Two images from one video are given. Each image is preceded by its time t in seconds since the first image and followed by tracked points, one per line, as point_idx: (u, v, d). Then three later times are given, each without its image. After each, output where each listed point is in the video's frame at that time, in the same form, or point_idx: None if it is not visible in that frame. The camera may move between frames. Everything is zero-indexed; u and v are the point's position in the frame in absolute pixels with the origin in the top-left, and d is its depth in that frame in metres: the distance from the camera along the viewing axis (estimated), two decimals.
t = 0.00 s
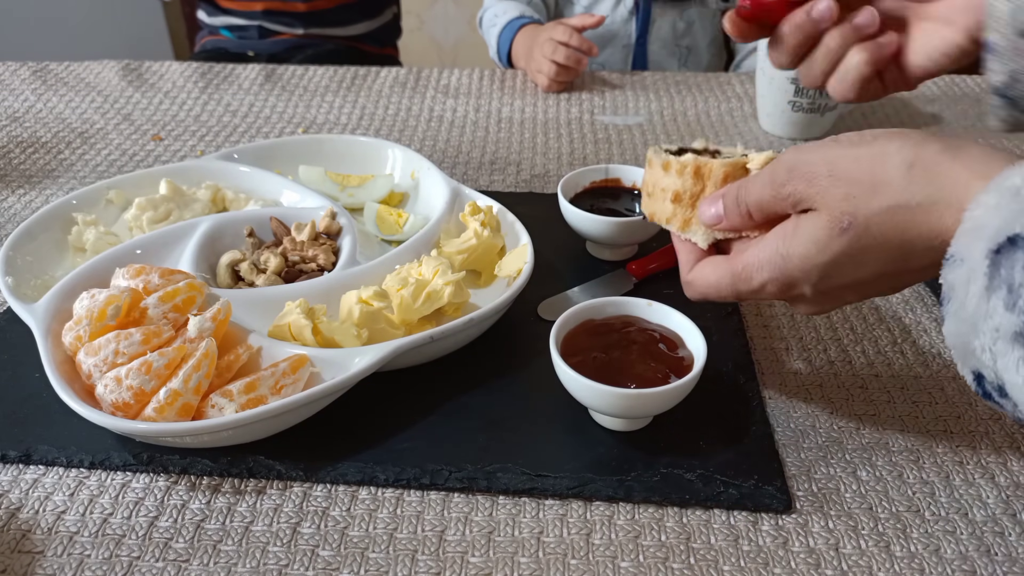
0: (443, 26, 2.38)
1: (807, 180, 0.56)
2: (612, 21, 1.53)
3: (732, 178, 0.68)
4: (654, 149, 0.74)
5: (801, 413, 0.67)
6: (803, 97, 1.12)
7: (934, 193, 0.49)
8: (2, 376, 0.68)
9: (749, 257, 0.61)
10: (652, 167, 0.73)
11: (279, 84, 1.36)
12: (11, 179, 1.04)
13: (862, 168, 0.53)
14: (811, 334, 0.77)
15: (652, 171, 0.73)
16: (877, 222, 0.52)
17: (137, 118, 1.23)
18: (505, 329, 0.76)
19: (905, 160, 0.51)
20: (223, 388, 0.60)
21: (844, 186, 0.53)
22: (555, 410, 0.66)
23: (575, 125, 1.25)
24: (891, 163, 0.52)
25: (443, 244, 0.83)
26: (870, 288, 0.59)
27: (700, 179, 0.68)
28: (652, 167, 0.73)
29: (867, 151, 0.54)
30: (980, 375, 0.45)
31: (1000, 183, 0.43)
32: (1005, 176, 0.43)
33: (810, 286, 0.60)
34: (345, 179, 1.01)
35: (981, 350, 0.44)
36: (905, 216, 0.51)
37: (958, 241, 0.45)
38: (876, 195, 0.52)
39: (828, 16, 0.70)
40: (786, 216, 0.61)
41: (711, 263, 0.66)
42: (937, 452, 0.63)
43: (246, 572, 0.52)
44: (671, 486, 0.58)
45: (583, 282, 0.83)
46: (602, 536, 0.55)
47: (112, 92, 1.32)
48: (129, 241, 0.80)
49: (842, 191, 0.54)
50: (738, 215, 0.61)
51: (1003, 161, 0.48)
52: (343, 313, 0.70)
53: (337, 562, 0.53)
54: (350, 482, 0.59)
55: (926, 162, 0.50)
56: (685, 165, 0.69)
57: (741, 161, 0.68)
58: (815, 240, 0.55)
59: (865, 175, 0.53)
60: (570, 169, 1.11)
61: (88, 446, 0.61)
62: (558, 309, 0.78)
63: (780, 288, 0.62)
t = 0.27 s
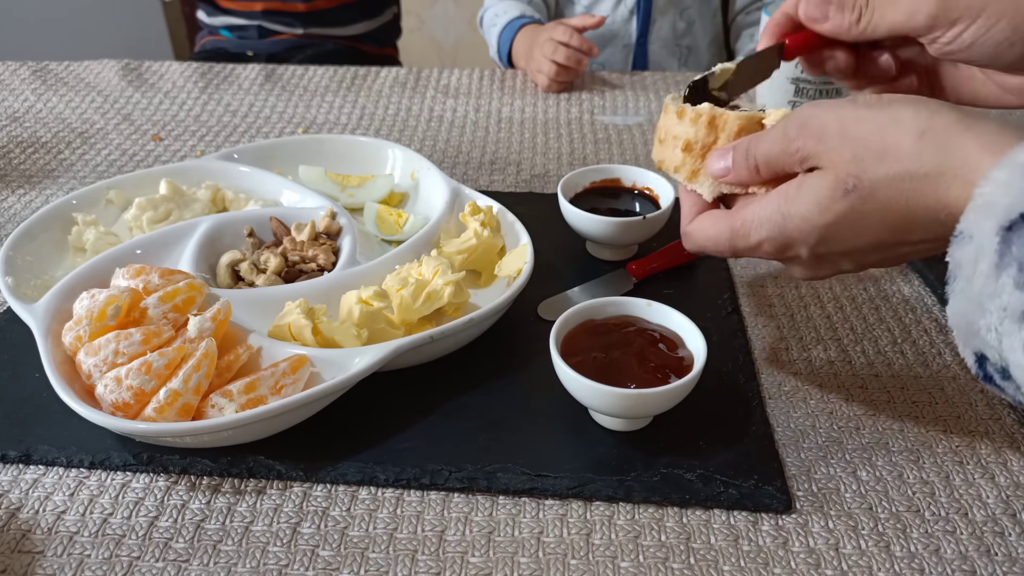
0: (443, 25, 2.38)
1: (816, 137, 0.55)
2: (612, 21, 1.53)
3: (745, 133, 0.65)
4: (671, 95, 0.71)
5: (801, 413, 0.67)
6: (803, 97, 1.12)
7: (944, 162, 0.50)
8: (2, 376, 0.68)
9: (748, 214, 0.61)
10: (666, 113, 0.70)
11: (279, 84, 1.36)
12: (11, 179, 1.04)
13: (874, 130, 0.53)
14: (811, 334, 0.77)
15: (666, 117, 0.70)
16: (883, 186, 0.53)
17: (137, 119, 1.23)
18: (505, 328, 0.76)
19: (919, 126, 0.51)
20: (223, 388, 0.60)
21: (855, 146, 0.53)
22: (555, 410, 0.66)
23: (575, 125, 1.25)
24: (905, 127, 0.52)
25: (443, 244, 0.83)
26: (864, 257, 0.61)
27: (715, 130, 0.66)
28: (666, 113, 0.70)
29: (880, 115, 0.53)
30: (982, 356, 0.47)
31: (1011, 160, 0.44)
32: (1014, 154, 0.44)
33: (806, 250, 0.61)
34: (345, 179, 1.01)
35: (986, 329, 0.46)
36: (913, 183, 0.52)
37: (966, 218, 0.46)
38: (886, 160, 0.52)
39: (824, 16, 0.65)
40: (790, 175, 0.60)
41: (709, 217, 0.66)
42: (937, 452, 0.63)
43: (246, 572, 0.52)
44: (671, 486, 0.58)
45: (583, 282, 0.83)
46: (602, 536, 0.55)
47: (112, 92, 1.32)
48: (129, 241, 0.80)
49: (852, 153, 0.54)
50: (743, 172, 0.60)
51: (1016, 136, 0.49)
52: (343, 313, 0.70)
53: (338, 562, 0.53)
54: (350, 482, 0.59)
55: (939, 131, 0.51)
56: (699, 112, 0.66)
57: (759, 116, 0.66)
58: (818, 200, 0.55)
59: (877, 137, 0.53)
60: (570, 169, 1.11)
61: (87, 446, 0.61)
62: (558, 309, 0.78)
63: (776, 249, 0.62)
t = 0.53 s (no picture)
0: (443, 25, 2.38)
1: (778, 167, 0.55)
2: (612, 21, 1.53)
3: (733, 144, 0.67)
4: (668, 97, 0.74)
5: (801, 413, 0.67)
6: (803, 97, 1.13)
7: (901, 201, 0.49)
8: (2, 376, 0.68)
9: (727, 237, 0.62)
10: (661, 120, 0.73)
11: (279, 83, 1.36)
12: (11, 179, 1.04)
13: (834, 163, 0.52)
14: (811, 334, 0.77)
15: (661, 122, 0.73)
16: (842, 222, 0.52)
17: (137, 119, 1.23)
18: (505, 328, 0.76)
19: (876, 163, 0.50)
20: (223, 388, 0.60)
21: (814, 181, 0.53)
22: (555, 410, 0.66)
23: (575, 125, 1.25)
24: (860, 161, 0.51)
25: (443, 244, 0.83)
26: (848, 278, 0.59)
27: (701, 140, 0.68)
28: (660, 118, 0.73)
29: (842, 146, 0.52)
30: (956, 397, 0.44)
31: (972, 201, 0.42)
32: (975, 194, 0.43)
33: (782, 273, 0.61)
34: (345, 179, 1.01)
35: (958, 373, 0.43)
36: (871, 220, 0.51)
37: (930, 261, 0.44)
38: (843, 196, 0.51)
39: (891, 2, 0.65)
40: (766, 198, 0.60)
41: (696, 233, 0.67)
42: (937, 452, 0.63)
43: (246, 572, 0.52)
44: (671, 486, 0.58)
45: (583, 282, 0.83)
46: (602, 536, 0.55)
47: (112, 92, 1.32)
48: (129, 241, 0.80)
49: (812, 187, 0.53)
50: (726, 188, 0.62)
51: (978, 171, 0.46)
52: (343, 313, 0.70)
53: (337, 562, 0.53)
54: (350, 482, 0.59)
55: (897, 168, 0.49)
56: (687, 123, 0.69)
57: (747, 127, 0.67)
58: (783, 231, 0.56)
59: (832, 171, 0.52)
60: (570, 169, 1.11)
61: (87, 446, 0.61)
62: (558, 309, 0.78)
63: (755, 271, 0.63)
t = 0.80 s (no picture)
0: (443, 26, 2.38)
1: (783, 186, 0.54)
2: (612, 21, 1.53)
3: (732, 160, 0.66)
4: (664, 114, 0.73)
5: (801, 413, 0.67)
6: (803, 97, 1.13)
7: (906, 215, 0.48)
8: (2, 376, 0.68)
9: (737, 253, 0.62)
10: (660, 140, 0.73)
11: (279, 84, 1.36)
12: (11, 179, 1.04)
13: (837, 178, 0.51)
14: (811, 334, 0.77)
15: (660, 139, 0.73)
16: (850, 236, 0.52)
17: (137, 119, 1.23)
18: (505, 328, 0.76)
19: (879, 177, 0.49)
20: (223, 388, 0.60)
21: (817, 198, 0.52)
22: (555, 410, 0.66)
23: (575, 126, 1.25)
24: (862, 176, 0.50)
25: (443, 244, 0.83)
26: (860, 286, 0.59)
27: (700, 158, 0.68)
28: (659, 138, 0.73)
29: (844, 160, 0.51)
30: (963, 403, 0.43)
31: (973, 211, 0.42)
32: (976, 204, 0.42)
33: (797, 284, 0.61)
34: (345, 179, 1.01)
35: (964, 378, 0.42)
36: (878, 234, 0.50)
37: (935, 269, 0.43)
38: (849, 211, 0.51)
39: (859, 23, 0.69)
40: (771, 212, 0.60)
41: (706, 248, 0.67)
42: (937, 452, 0.63)
43: (246, 572, 0.52)
44: (671, 486, 0.58)
45: (583, 282, 0.83)
46: (602, 536, 0.55)
47: (112, 92, 1.32)
48: (129, 241, 0.80)
49: (816, 204, 0.53)
50: (729, 205, 0.60)
51: (981, 179, 0.45)
52: (343, 313, 0.70)
53: (337, 562, 0.53)
54: (350, 482, 0.59)
55: (900, 181, 0.48)
56: (686, 142, 0.68)
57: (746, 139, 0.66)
58: (793, 247, 0.56)
59: (836, 188, 0.51)
60: (570, 169, 1.11)
61: (87, 446, 0.61)
62: (558, 309, 0.78)
63: (768, 284, 0.62)
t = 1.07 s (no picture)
0: (443, 26, 2.38)
1: (908, 326, 0.44)
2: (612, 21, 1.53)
3: (848, 273, 0.55)
4: (771, 209, 0.63)
5: (801, 413, 0.67)
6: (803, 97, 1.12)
7: None
8: (2, 376, 0.68)
9: (853, 380, 0.51)
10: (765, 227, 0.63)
11: (280, 84, 1.36)
12: (11, 179, 1.04)
13: (967, 332, 0.42)
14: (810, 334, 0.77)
15: (765, 243, 0.64)
16: (989, 395, 0.42)
17: (138, 119, 1.23)
18: (505, 328, 0.76)
19: None
20: (223, 388, 0.60)
21: (948, 347, 0.43)
22: (555, 410, 0.66)
23: (575, 126, 1.25)
24: (1002, 331, 0.41)
25: (443, 245, 0.83)
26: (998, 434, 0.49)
27: (808, 265, 0.58)
28: (765, 237, 0.63)
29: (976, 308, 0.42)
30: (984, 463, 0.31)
31: None
32: None
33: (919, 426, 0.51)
34: (345, 179, 1.01)
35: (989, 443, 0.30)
36: None
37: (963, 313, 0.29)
38: (985, 366, 0.42)
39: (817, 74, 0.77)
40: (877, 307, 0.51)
41: (814, 360, 0.57)
42: (937, 452, 0.62)
43: (246, 572, 0.52)
44: (671, 486, 0.58)
45: (583, 282, 0.83)
46: (602, 536, 0.55)
47: (112, 92, 1.32)
48: (129, 241, 0.80)
49: (904, 339, 0.45)
50: (839, 320, 0.50)
51: None
52: (343, 313, 0.70)
53: (337, 562, 0.53)
54: (350, 482, 0.59)
55: None
56: (795, 248, 0.59)
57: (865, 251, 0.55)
58: (918, 393, 0.46)
59: (972, 336, 0.42)
60: (570, 169, 1.11)
61: (87, 445, 0.61)
62: (558, 309, 0.78)
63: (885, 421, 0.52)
